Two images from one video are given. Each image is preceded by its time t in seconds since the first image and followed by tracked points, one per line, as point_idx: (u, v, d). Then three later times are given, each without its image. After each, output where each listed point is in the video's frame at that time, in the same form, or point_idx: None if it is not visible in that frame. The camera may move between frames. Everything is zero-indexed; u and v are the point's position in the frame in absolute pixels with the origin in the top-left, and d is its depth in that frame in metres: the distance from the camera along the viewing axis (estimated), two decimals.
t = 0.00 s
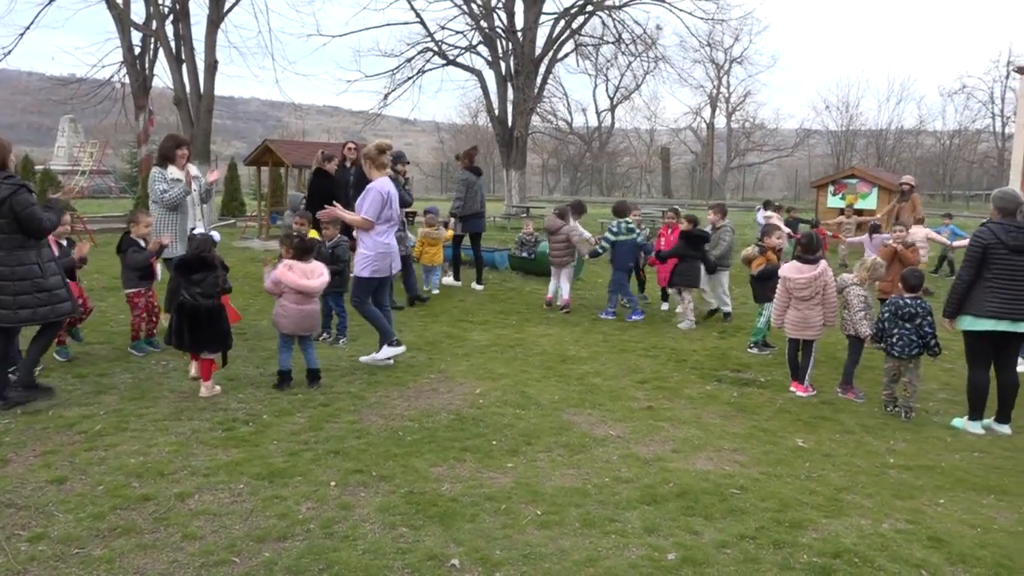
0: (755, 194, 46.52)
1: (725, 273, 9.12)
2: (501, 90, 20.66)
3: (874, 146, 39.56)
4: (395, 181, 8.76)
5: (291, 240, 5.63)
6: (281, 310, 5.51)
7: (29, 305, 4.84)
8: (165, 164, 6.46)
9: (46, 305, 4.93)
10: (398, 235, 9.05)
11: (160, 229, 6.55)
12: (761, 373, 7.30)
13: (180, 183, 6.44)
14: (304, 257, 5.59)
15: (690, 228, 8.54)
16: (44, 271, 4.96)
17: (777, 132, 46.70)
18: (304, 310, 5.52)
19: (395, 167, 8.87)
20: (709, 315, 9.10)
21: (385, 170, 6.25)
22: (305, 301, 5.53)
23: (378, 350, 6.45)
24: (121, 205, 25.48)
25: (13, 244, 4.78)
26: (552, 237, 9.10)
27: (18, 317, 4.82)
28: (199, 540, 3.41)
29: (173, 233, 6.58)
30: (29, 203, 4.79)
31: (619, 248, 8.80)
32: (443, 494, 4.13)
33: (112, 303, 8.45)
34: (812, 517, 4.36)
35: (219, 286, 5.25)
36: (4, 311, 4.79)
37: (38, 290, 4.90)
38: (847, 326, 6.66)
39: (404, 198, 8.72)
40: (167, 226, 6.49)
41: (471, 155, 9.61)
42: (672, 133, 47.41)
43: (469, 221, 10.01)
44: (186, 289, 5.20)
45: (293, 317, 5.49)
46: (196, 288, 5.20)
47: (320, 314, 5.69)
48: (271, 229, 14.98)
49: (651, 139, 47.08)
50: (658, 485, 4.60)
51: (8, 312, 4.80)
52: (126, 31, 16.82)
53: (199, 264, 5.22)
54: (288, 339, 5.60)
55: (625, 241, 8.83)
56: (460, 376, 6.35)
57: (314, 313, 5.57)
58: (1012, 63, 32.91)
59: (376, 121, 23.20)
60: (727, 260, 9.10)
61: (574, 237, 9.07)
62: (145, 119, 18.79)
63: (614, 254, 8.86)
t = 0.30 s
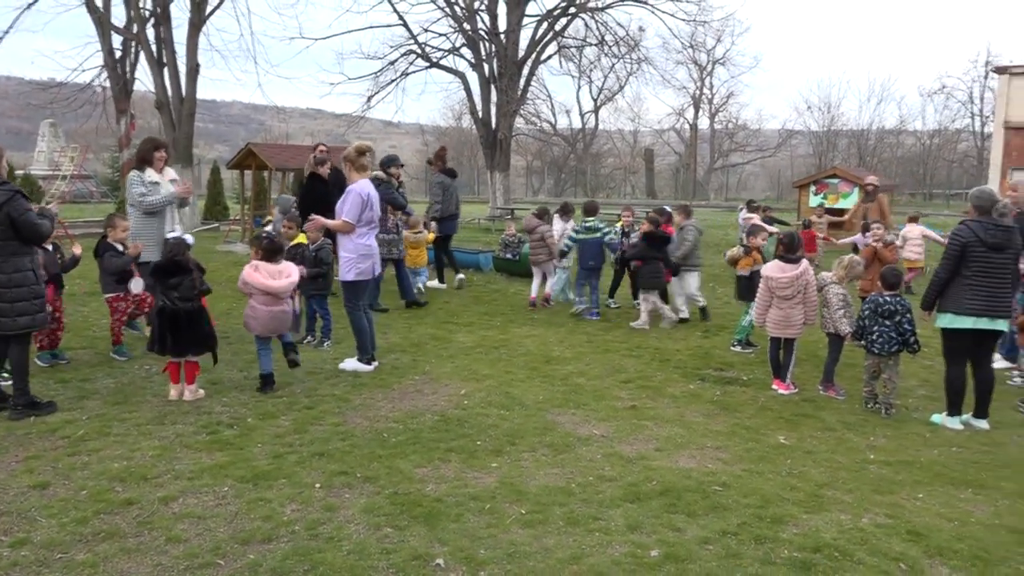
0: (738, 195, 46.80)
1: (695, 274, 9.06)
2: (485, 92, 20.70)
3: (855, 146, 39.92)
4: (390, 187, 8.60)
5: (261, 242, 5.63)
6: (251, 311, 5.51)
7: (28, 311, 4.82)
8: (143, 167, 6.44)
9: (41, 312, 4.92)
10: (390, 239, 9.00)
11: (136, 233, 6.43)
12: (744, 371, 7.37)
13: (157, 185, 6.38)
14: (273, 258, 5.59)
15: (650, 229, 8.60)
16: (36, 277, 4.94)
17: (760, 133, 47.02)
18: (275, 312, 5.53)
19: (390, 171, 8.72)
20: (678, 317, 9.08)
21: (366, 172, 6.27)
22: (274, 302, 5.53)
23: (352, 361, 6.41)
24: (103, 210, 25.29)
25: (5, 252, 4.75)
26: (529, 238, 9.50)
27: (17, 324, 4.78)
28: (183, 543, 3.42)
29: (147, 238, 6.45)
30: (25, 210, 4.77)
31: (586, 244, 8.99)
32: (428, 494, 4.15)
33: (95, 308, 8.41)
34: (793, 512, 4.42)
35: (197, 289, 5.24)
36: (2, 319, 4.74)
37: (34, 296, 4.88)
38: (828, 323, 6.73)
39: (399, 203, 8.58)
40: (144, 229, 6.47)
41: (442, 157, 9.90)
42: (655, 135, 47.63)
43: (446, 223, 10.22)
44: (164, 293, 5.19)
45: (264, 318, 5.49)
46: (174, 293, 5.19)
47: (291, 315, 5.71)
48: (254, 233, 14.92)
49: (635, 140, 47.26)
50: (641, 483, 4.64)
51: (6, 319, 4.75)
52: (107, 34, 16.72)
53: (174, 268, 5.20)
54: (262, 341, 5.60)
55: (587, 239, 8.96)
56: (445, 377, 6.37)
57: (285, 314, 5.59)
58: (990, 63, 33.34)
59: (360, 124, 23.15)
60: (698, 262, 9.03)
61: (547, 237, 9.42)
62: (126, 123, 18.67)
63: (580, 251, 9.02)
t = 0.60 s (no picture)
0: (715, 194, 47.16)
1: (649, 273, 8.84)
2: (462, 92, 20.71)
3: (830, 145, 40.39)
4: (382, 186, 8.63)
5: (238, 246, 5.61)
6: (231, 315, 5.49)
7: (10, 314, 4.80)
8: (116, 169, 6.42)
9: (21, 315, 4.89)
10: (382, 239, 8.94)
11: (109, 237, 6.47)
12: (721, 368, 7.45)
13: (131, 188, 6.38)
14: (253, 262, 5.58)
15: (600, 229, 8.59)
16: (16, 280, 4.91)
17: (736, 132, 47.41)
18: (255, 316, 5.51)
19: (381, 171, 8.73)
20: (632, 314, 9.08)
21: (343, 174, 6.27)
22: (255, 305, 5.53)
23: (332, 363, 6.40)
24: (76, 212, 24.98)
25: None
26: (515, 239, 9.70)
27: None
28: (164, 545, 3.41)
29: (121, 240, 6.50)
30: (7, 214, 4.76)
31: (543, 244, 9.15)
32: (410, 493, 4.17)
33: (70, 312, 8.32)
34: (771, 506, 4.49)
35: (169, 291, 5.22)
36: None
37: (15, 300, 4.86)
38: (802, 321, 6.84)
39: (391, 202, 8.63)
40: (118, 232, 6.51)
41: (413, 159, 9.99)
42: (633, 134, 47.87)
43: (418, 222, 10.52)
44: (136, 297, 5.17)
45: (245, 323, 5.48)
46: (147, 296, 5.17)
47: (273, 319, 5.69)
48: (232, 235, 14.83)
49: (613, 140, 47.49)
50: (621, 479, 4.69)
51: None
52: (80, 36, 16.53)
53: (144, 272, 5.18)
54: (242, 345, 5.59)
55: (543, 238, 9.14)
56: (425, 378, 6.39)
57: (266, 317, 5.58)
58: (960, 62, 33.87)
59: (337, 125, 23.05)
60: (654, 262, 8.77)
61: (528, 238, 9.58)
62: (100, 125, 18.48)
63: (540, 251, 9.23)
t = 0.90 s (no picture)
0: (688, 194, 47.55)
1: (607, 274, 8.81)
2: (436, 93, 20.70)
3: (801, 145, 40.93)
4: (364, 186, 8.63)
5: (218, 246, 5.59)
6: (213, 314, 5.46)
7: None
8: (89, 170, 6.32)
9: None
10: (367, 238, 8.87)
11: (82, 238, 6.37)
12: (695, 366, 7.54)
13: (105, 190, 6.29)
14: (235, 261, 5.57)
15: (546, 226, 8.82)
16: None
17: (708, 133, 47.84)
18: (237, 315, 5.48)
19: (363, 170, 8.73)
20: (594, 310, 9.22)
21: (318, 174, 6.27)
22: (237, 305, 5.50)
23: (308, 363, 6.40)
24: (44, 215, 24.58)
25: None
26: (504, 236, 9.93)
27: None
28: (141, 547, 3.40)
29: (94, 242, 6.38)
30: None
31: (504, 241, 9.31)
32: (387, 492, 4.19)
33: (40, 316, 8.21)
34: (744, 500, 4.56)
35: (146, 294, 5.19)
36: None
37: None
38: (773, 318, 6.93)
39: (374, 201, 8.66)
40: (91, 235, 6.39)
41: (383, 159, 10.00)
42: (607, 135, 48.11)
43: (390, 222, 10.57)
44: (114, 300, 5.15)
45: (226, 323, 5.45)
46: (124, 299, 5.15)
47: (254, 319, 5.67)
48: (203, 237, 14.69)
49: (587, 141, 47.72)
50: (597, 476, 4.74)
51: None
52: (47, 36, 16.28)
53: (122, 275, 5.15)
54: (221, 345, 5.56)
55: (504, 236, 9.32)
56: (401, 378, 6.40)
57: (248, 317, 5.55)
58: (927, 62, 34.46)
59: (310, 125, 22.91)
60: (609, 262, 8.71)
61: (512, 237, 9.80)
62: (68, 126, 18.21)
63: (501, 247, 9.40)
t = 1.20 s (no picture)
0: (662, 195, 47.86)
1: (561, 274, 8.89)
2: (411, 95, 20.67)
3: (773, 147, 41.39)
4: (346, 187, 8.68)
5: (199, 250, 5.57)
6: (192, 319, 5.44)
7: None
8: (67, 173, 6.27)
9: None
10: (349, 240, 8.89)
11: (59, 242, 6.33)
12: (671, 365, 7.63)
13: (82, 194, 6.24)
14: (213, 264, 5.56)
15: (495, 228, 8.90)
16: None
17: (682, 134, 48.21)
18: (216, 320, 5.46)
19: (344, 172, 8.77)
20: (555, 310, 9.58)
21: (295, 176, 6.25)
22: (216, 309, 5.47)
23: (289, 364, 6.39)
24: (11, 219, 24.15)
25: None
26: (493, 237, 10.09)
27: None
28: (119, 552, 3.39)
29: (72, 247, 6.35)
30: None
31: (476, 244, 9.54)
32: (366, 494, 4.20)
33: (10, 320, 8.09)
34: (720, 497, 4.63)
35: (126, 300, 5.14)
36: None
37: None
38: (747, 318, 7.03)
39: (356, 203, 8.71)
40: (69, 239, 6.36)
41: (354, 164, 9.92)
42: (582, 136, 48.33)
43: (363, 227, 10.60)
44: (92, 303, 5.09)
45: (204, 328, 5.43)
46: (103, 303, 5.09)
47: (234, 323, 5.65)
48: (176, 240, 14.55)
49: (561, 142, 47.90)
50: (575, 475, 4.78)
51: None
52: (15, 37, 16.02)
53: (103, 278, 5.11)
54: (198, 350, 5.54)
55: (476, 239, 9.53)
56: (379, 380, 6.40)
57: (228, 322, 5.52)
58: (895, 64, 35.02)
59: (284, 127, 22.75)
60: (561, 262, 8.82)
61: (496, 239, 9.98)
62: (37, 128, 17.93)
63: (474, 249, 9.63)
